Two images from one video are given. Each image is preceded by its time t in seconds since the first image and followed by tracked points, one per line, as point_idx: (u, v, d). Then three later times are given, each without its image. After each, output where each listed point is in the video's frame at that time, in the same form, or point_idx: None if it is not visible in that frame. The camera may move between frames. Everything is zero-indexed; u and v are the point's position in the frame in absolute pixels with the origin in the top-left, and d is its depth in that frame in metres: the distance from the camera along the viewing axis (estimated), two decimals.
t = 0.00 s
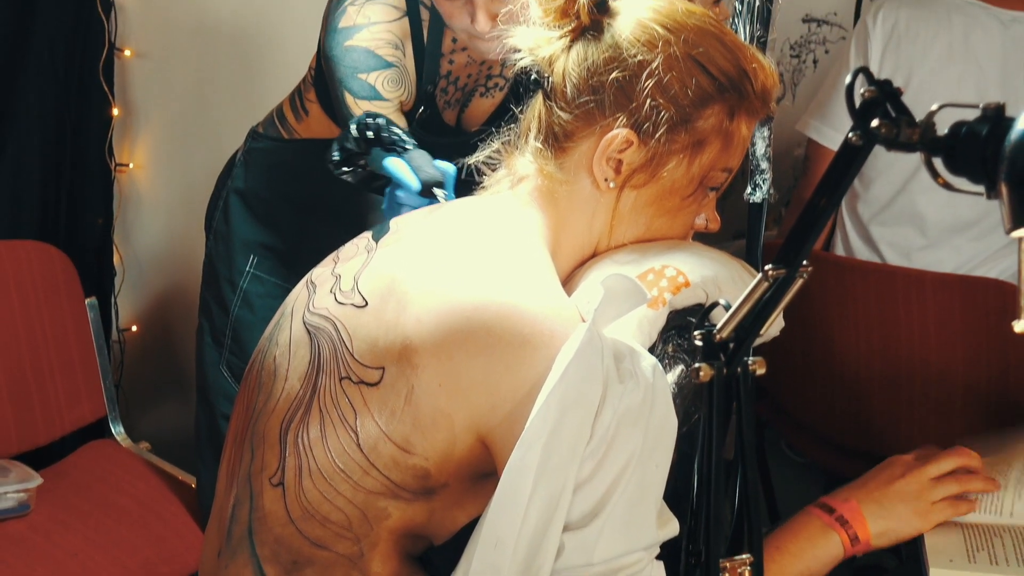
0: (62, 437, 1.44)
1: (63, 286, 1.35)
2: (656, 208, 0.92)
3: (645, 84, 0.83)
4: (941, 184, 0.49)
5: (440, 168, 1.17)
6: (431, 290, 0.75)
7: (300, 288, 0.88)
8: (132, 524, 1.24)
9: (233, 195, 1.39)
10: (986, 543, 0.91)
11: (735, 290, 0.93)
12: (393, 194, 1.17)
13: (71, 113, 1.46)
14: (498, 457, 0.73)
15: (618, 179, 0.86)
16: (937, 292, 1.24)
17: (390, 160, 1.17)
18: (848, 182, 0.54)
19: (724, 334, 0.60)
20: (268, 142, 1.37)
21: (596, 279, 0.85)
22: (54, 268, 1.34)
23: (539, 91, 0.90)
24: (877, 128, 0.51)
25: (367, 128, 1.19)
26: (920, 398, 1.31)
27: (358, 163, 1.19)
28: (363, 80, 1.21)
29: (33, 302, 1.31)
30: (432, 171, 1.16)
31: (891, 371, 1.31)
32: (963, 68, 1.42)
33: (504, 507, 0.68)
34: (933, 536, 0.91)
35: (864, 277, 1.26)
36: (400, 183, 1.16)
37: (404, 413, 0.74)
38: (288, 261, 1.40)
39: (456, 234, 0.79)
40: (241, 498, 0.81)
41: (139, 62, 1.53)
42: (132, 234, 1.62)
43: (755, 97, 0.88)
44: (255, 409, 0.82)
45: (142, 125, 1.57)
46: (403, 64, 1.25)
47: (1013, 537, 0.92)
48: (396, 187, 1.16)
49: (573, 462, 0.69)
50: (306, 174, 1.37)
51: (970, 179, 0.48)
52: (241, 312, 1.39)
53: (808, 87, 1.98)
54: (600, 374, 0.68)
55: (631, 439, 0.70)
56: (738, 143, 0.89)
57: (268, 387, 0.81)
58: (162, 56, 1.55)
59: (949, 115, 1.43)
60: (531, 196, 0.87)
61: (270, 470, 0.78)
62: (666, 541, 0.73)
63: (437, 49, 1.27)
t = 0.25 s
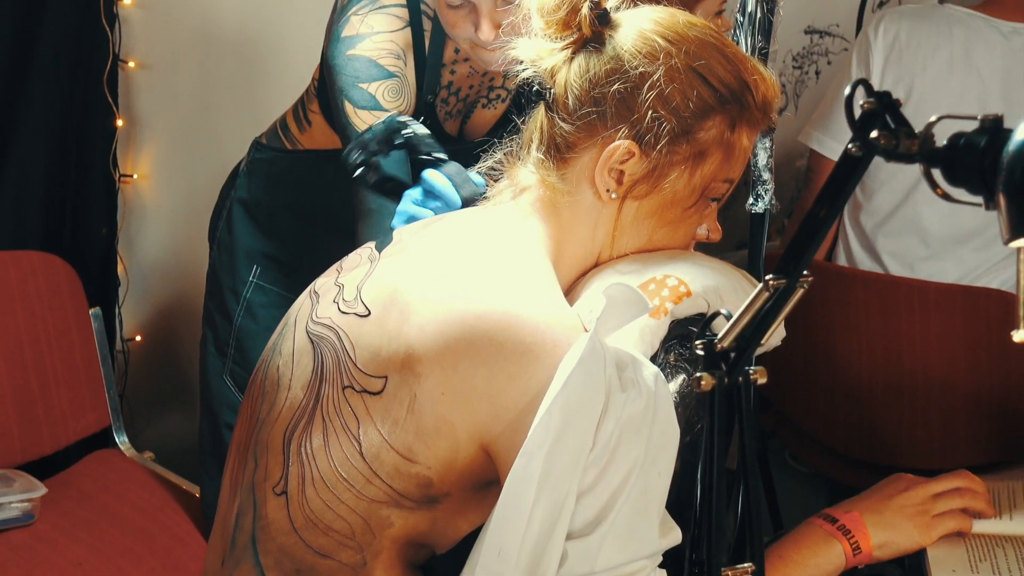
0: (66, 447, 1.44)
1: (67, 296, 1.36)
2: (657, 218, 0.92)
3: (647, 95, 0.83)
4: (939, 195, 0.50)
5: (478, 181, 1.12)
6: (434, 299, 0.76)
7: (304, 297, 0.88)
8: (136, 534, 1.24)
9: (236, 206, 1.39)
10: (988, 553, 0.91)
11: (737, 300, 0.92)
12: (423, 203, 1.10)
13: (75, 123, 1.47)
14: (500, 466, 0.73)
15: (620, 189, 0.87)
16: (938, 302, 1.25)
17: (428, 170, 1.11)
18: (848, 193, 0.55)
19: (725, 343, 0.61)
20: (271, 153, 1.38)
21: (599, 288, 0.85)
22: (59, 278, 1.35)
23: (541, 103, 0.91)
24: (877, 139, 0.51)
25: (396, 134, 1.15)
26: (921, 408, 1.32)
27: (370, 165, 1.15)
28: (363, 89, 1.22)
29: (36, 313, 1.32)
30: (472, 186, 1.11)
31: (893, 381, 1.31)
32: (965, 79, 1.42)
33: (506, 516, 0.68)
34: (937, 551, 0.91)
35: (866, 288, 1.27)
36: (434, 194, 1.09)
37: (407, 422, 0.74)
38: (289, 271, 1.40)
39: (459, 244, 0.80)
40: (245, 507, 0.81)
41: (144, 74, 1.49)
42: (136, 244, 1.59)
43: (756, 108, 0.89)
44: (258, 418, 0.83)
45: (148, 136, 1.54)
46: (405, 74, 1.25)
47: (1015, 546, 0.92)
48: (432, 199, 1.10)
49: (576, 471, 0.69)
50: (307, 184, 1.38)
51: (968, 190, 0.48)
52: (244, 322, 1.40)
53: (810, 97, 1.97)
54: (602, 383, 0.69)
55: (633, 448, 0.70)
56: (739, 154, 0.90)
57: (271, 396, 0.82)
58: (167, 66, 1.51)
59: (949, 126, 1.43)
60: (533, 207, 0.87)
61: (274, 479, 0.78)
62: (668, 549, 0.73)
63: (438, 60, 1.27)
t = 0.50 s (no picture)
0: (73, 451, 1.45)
1: (74, 302, 1.36)
2: (661, 222, 0.92)
3: (650, 99, 0.84)
4: (942, 199, 0.50)
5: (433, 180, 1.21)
6: (438, 303, 0.76)
7: (309, 301, 0.88)
8: (143, 539, 1.25)
9: (241, 211, 1.39)
10: (993, 555, 0.90)
11: (740, 304, 0.92)
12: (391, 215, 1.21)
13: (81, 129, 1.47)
14: (504, 469, 0.73)
15: (623, 193, 0.87)
16: (944, 309, 1.24)
17: (382, 180, 1.22)
18: (851, 197, 0.55)
19: (728, 348, 0.61)
20: (276, 158, 1.38)
21: (603, 291, 0.85)
22: (65, 283, 1.35)
23: (545, 107, 0.91)
24: (879, 143, 0.52)
25: (356, 155, 1.24)
26: (927, 412, 1.31)
27: (355, 192, 1.25)
28: (369, 98, 1.22)
29: (44, 318, 1.33)
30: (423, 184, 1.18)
31: (899, 385, 1.31)
32: (971, 82, 1.42)
33: (510, 518, 0.69)
34: (944, 557, 0.89)
35: (870, 291, 1.27)
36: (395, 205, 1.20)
37: (411, 425, 0.74)
38: (297, 276, 1.42)
39: (463, 248, 0.80)
40: (252, 510, 0.82)
41: (151, 79, 1.51)
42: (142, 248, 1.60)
43: (760, 111, 0.89)
44: (264, 422, 0.83)
45: (152, 143, 1.55)
46: (409, 81, 1.26)
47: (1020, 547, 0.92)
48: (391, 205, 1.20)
49: (579, 474, 0.69)
50: (311, 187, 1.39)
51: (971, 194, 0.48)
52: (250, 327, 1.40)
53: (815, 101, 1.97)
54: (605, 386, 0.69)
55: (637, 450, 0.70)
56: (742, 157, 0.90)
57: (277, 400, 0.82)
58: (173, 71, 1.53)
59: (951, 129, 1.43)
60: (537, 211, 0.88)
61: (279, 482, 0.79)
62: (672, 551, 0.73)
63: (444, 66, 1.27)
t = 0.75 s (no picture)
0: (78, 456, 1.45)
1: (80, 307, 1.37)
2: (666, 227, 0.93)
3: (656, 105, 0.84)
4: (944, 204, 0.50)
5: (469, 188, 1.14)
6: (444, 308, 0.76)
7: (315, 305, 0.89)
8: (149, 543, 1.25)
9: (247, 217, 1.40)
10: (997, 560, 0.90)
11: (745, 308, 0.92)
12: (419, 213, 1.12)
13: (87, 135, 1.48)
14: (509, 473, 0.74)
15: (628, 198, 0.88)
16: (948, 315, 1.24)
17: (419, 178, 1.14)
18: (852, 204, 0.55)
19: (731, 351, 0.62)
20: (282, 163, 1.39)
21: (608, 296, 0.85)
22: (71, 288, 1.36)
23: (550, 112, 0.91)
24: (880, 148, 0.52)
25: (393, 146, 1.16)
26: (933, 417, 1.31)
27: (378, 178, 1.15)
28: (374, 102, 1.23)
29: (49, 322, 1.33)
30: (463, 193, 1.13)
31: (904, 390, 1.31)
32: (976, 86, 1.42)
33: (515, 523, 0.69)
34: (947, 563, 0.89)
35: (876, 296, 1.27)
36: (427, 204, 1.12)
37: (417, 430, 0.75)
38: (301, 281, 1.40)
39: (468, 253, 0.80)
40: (257, 515, 0.82)
41: (157, 84, 1.51)
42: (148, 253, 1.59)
43: (765, 117, 0.89)
44: (269, 427, 0.83)
45: (159, 147, 1.55)
46: (414, 86, 1.26)
47: None
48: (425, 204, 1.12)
49: (585, 479, 0.69)
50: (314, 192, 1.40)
51: (973, 199, 0.48)
52: (255, 331, 1.39)
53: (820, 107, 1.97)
54: (611, 391, 0.69)
55: (642, 455, 0.70)
56: (748, 163, 0.90)
57: (282, 404, 0.82)
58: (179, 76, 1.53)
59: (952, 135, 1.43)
60: (542, 216, 0.88)
61: (284, 487, 0.79)
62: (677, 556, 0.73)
63: (448, 73, 1.28)
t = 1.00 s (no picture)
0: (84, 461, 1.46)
1: (85, 313, 1.38)
2: (669, 233, 0.93)
3: (659, 110, 0.84)
4: (944, 209, 0.50)
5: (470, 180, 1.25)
6: (448, 313, 0.76)
7: (319, 310, 0.89)
8: (154, 548, 1.25)
9: (250, 222, 1.40)
10: (1000, 564, 0.90)
11: (747, 314, 0.92)
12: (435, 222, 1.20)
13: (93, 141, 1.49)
14: (513, 478, 0.74)
15: (632, 204, 0.88)
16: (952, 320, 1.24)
17: (423, 189, 1.21)
18: (852, 210, 0.55)
19: (733, 355, 0.62)
20: (286, 168, 1.39)
21: (610, 302, 0.85)
22: (76, 294, 1.37)
23: (554, 118, 0.92)
24: (881, 153, 0.52)
25: (371, 163, 1.24)
26: (937, 421, 1.31)
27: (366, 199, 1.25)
28: (374, 104, 1.25)
29: (54, 328, 1.34)
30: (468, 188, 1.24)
31: (907, 394, 1.31)
32: (980, 92, 1.43)
33: (518, 528, 0.69)
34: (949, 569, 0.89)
35: (880, 302, 1.27)
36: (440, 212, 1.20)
37: (421, 435, 0.75)
38: (306, 286, 1.41)
39: (471, 258, 0.81)
40: (261, 519, 0.83)
41: (161, 91, 1.50)
42: (153, 262, 1.60)
43: (768, 123, 0.89)
44: (274, 431, 0.84)
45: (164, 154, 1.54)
46: (416, 90, 1.27)
47: None
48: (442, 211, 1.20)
49: (588, 483, 0.69)
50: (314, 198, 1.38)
51: (972, 205, 0.49)
52: (258, 336, 1.41)
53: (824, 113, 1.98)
54: (614, 395, 0.69)
55: (645, 459, 0.70)
56: (751, 169, 0.91)
57: (287, 409, 0.83)
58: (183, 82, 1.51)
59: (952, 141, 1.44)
60: (546, 221, 0.88)
61: (289, 492, 0.80)
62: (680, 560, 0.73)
63: (450, 74, 1.28)
